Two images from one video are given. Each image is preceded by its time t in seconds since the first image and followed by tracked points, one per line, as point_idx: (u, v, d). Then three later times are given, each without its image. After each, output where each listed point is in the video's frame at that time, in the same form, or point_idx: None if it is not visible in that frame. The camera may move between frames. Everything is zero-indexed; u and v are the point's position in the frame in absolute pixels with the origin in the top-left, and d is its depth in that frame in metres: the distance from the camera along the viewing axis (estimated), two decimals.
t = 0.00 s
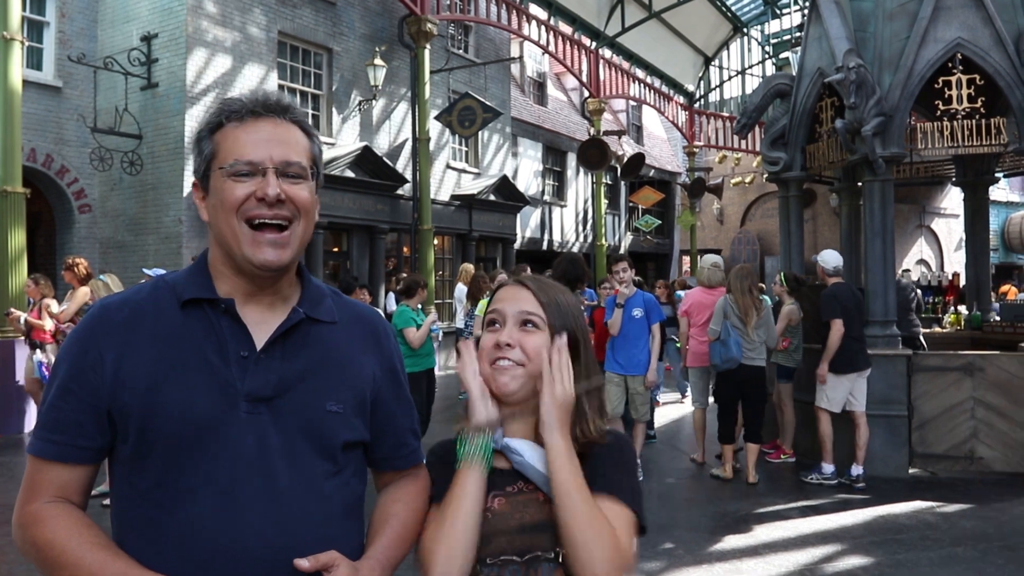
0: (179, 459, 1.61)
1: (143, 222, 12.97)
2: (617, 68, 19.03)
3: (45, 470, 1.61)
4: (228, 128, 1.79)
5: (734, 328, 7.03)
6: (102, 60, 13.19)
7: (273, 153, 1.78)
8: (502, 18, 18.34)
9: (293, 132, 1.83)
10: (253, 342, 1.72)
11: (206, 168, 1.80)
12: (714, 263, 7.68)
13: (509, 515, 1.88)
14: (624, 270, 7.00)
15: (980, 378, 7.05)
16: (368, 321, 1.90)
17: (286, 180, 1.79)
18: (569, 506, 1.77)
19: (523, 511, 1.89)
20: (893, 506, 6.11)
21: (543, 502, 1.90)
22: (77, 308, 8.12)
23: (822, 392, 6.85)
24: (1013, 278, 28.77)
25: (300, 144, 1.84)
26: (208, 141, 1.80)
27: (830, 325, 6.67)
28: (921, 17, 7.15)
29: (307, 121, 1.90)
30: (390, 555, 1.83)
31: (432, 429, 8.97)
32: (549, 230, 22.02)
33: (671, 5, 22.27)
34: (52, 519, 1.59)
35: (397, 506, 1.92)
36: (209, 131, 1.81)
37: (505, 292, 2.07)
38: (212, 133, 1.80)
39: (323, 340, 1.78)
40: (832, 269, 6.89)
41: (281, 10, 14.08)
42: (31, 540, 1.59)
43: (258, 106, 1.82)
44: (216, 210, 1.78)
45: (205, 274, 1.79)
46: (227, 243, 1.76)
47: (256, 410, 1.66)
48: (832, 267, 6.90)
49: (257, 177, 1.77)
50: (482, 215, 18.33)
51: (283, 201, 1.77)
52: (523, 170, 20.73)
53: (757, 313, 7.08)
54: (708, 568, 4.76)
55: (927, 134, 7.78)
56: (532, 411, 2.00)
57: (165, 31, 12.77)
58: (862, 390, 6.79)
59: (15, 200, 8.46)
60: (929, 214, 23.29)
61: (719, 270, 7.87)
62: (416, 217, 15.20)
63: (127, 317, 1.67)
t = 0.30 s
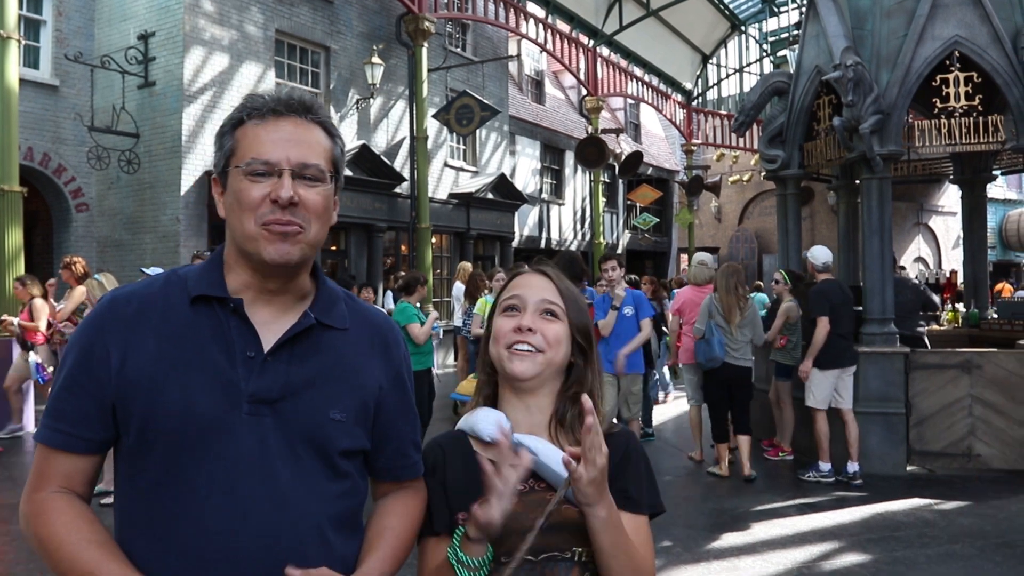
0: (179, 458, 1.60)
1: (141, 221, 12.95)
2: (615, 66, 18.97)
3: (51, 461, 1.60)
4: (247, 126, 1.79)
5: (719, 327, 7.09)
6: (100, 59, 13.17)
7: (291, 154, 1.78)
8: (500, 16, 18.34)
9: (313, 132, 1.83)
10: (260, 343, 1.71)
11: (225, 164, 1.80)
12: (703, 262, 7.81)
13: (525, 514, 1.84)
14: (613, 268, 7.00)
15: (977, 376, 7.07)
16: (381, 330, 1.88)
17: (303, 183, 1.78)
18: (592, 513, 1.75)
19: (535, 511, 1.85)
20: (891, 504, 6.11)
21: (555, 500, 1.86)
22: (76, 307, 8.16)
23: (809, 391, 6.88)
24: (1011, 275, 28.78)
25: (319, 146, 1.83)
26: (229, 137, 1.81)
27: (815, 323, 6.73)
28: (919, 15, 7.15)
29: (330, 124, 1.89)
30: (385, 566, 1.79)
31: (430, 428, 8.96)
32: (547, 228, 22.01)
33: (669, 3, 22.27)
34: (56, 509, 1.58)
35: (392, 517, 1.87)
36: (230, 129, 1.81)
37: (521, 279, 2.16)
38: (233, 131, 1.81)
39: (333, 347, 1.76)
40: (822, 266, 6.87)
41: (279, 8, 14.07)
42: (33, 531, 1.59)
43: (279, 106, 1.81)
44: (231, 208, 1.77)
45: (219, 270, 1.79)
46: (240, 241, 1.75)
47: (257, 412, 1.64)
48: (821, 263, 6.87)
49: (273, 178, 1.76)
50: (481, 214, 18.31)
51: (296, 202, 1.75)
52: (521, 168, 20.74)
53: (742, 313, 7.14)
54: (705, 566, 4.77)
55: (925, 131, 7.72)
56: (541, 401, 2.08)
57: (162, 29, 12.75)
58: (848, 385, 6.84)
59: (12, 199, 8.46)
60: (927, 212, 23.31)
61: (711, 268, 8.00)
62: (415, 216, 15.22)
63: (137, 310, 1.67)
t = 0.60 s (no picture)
0: (182, 454, 1.60)
1: (143, 220, 12.95)
2: (617, 64, 18.86)
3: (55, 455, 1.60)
4: (258, 127, 1.79)
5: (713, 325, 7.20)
6: (100, 57, 13.16)
7: (301, 153, 1.77)
8: (501, 14, 18.35)
9: (324, 131, 1.82)
10: (269, 344, 1.70)
11: (236, 165, 1.80)
12: (704, 261, 7.98)
13: (560, 511, 1.80)
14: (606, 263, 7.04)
15: (979, 374, 7.09)
16: (393, 334, 1.85)
17: (314, 182, 1.78)
18: (643, 535, 1.74)
19: (570, 508, 1.80)
20: (892, 502, 6.11)
21: (591, 497, 1.81)
22: (78, 306, 8.23)
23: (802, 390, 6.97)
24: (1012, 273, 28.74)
25: (331, 145, 1.82)
26: (240, 137, 1.80)
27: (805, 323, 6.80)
28: (920, 12, 7.14)
29: (344, 124, 1.88)
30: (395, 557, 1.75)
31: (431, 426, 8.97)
32: (549, 226, 22.01)
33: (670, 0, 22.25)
34: (46, 486, 1.54)
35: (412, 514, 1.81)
36: (240, 129, 1.82)
37: (545, 276, 2.14)
38: (243, 130, 1.81)
39: (344, 350, 1.75)
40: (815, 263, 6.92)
41: (280, 7, 14.07)
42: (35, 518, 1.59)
43: (289, 105, 1.81)
44: (243, 208, 1.77)
45: (231, 267, 1.79)
46: (251, 242, 1.75)
47: (264, 412, 1.63)
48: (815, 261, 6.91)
49: (284, 177, 1.76)
50: (482, 212, 18.31)
51: (306, 201, 1.75)
52: (522, 166, 20.74)
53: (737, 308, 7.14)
54: (706, 564, 4.76)
55: (926, 130, 7.73)
56: (568, 403, 2.07)
57: (163, 28, 12.75)
58: (840, 384, 6.91)
59: (12, 198, 8.46)
60: (929, 209, 23.31)
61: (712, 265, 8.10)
62: (416, 214, 15.23)
63: (147, 304, 1.68)
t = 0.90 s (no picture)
0: (188, 455, 1.60)
1: (147, 219, 12.97)
2: (620, 64, 18.82)
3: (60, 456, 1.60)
4: (267, 124, 1.80)
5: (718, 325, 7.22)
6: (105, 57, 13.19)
7: (311, 148, 1.78)
8: (505, 14, 18.34)
9: (333, 128, 1.83)
10: (279, 347, 1.70)
11: (246, 163, 1.81)
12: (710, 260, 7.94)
13: (611, 508, 1.87)
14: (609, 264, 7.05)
15: (983, 374, 7.08)
16: (399, 337, 1.86)
17: (324, 177, 1.78)
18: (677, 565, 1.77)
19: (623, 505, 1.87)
20: (897, 502, 6.10)
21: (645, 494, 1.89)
22: (81, 304, 8.21)
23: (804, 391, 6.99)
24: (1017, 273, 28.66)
25: (340, 141, 1.83)
26: (249, 135, 1.81)
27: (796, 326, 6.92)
28: (924, 12, 7.12)
29: (352, 121, 1.89)
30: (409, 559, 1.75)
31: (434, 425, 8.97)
32: (552, 226, 21.99)
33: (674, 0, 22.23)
34: (44, 484, 1.55)
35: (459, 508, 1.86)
36: (250, 127, 1.82)
37: (582, 272, 2.12)
38: (252, 128, 1.82)
39: (354, 353, 1.75)
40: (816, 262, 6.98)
41: (283, 7, 14.08)
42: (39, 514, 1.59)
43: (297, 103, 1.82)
44: (253, 204, 1.77)
45: (241, 267, 1.80)
46: (261, 237, 1.75)
47: (273, 416, 1.64)
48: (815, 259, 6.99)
49: (295, 172, 1.77)
50: (485, 212, 18.31)
51: (319, 195, 1.75)
52: (526, 166, 20.73)
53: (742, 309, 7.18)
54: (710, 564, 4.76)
55: (930, 129, 7.72)
56: (617, 400, 2.09)
57: (167, 28, 12.77)
58: (841, 386, 6.92)
59: (17, 197, 8.48)
60: (933, 209, 23.27)
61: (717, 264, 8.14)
62: (419, 214, 15.23)
63: (156, 307, 1.69)
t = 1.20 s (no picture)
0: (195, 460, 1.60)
1: (151, 219, 13.00)
2: (624, 64, 18.80)
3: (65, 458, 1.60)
4: (282, 131, 1.76)
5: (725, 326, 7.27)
6: (110, 58, 13.22)
7: (326, 166, 1.75)
8: (509, 15, 18.36)
9: (344, 138, 1.79)
10: (287, 353, 1.70)
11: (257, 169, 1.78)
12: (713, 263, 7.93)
13: (617, 504, 1.90)
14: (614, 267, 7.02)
15: (989, 376, 7.06)
16: (403, 342, 1.85)
17: (336, 194, 1.76)
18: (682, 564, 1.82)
19: (630, 501, 1.90)
20: (901, 504, 6.09)
21: (651, 490, 1.92)
22: (86, 305, 8.21)
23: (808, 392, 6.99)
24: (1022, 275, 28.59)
25: (355, 152, 1.80)
26: (261, 141, 1.78)
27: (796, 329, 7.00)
28: (929, 13, 7.11)
29: (370, 128, 1.86)
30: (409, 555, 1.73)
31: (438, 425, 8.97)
32: (556, 227, 22.00)
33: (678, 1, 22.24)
34: (58, 480, 1.54)
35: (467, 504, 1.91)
36: (265, 131, 1.79)
37: (587, 279, 2.12)
38: (267, 134, 1.78)
39: (363, 359, 1.76)
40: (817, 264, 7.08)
41: (288, 7, 14.11)
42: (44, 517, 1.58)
43: (309, 111, 1.77)
44: (261, 218, 1.76)
45: (248, 270, 1.79)
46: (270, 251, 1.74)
47: (282, 421, 1.64)
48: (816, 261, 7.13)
49: (308, 191, 1.74)
50: (489, 212, 18.32)
51: (332, 216, 1.73)
52: (530, 167, 20.75)
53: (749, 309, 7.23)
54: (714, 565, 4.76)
55: (935, 131, 7.68)
56: (626, 401, 2.11)
57: (172, 28, 12.80)
58: (844, 386, 6.91)
59: (23, 197, 8.50)
60: (937, 211, 23.24)
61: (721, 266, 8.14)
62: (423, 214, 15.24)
63: (164, 311, 1.68)
